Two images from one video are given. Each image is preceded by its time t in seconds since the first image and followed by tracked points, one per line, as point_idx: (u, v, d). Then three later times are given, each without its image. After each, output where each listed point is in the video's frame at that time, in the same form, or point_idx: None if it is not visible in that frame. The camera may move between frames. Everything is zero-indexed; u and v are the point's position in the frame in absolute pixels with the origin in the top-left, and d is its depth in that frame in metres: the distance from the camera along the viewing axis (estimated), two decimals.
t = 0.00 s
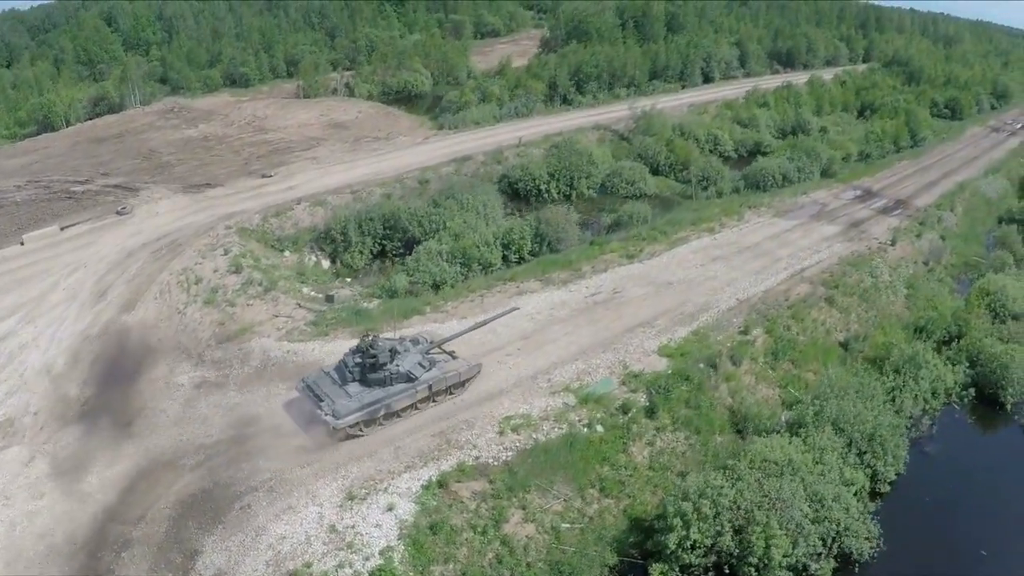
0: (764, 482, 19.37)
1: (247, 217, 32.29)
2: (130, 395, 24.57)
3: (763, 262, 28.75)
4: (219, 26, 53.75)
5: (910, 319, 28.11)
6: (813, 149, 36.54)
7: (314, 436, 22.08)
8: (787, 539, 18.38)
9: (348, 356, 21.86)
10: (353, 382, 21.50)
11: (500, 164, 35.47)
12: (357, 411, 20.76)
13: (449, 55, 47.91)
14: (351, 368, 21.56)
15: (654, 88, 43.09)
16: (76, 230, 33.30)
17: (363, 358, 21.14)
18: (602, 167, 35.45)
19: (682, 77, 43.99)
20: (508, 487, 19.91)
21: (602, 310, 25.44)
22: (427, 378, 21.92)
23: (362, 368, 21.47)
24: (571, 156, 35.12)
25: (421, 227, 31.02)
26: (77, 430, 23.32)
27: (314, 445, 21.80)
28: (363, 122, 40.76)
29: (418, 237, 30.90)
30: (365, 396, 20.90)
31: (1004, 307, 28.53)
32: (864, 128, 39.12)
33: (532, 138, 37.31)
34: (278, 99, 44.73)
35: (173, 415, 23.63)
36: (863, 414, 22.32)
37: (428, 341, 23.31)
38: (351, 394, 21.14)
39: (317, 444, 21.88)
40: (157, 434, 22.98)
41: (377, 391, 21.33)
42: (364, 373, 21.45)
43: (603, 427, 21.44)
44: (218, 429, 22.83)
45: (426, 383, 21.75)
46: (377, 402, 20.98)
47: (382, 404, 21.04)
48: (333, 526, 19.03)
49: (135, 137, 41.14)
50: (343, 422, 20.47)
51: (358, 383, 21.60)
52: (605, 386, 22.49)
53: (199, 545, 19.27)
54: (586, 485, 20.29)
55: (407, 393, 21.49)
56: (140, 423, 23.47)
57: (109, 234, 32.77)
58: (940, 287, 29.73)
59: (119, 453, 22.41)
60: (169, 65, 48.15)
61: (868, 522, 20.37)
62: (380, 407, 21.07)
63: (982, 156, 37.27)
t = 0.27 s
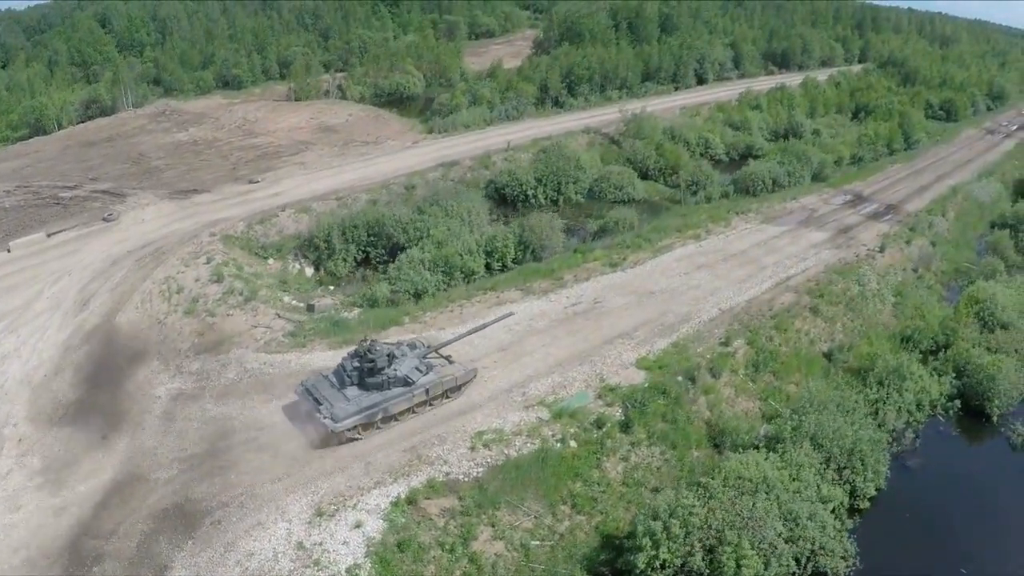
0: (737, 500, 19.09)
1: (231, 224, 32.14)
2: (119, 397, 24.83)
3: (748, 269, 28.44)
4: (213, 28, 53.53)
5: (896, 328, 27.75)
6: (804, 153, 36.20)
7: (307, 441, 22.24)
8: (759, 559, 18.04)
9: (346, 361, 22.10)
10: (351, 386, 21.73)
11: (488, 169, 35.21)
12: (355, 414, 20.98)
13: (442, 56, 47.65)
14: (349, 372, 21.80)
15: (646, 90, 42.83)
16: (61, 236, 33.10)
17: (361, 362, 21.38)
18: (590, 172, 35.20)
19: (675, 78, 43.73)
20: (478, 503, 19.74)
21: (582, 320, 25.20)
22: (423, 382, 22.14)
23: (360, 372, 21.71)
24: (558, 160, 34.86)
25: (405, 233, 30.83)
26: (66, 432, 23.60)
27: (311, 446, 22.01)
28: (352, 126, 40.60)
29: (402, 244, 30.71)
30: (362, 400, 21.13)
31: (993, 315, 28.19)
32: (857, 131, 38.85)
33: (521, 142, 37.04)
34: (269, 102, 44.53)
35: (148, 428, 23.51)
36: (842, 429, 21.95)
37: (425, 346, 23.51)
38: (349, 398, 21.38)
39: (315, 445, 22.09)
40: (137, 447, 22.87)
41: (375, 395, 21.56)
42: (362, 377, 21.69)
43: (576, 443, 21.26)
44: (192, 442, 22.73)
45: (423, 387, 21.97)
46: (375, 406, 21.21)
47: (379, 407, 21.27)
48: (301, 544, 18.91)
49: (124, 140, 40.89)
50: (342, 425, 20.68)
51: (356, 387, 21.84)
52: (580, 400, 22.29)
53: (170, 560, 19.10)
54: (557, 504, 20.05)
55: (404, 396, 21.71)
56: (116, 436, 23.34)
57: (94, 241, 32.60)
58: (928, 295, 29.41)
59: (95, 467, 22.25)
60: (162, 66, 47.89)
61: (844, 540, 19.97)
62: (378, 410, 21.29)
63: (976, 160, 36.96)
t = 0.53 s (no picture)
0: (711, 519, 18.86)
1: (216, 231, 32.06)
2: (109, 396, 25.17)
3: (733, 276, 28.15)
4: (208, 29, 53.36)
5: (883, 337, 27.41)
6: (795, 157, 35.91)
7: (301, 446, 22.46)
8: None
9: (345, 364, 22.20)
10: (348, 390, 21.84)
11: (476, 173, 34.96)
12: (352, 418, 21.11)
13: (435, 58, 47.42)
14: (346, 376, 21.89)
15: (639, 93, 42.69)
16: (48, 242, 32.95)
17: (359, 366, 21.47)
18: (578, 176, 34.94)
19: (668, 80, 43.52)
20: (449, 518, 19.60)
21: (562, 331, 24.98)
22: (420, 387, 22.23)
23: (358, 375, 21.80)
24: (547, 165, 34.62)
25: (391, 238, 30.57)
26: (57, 428, 23.98)
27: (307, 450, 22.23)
28: (342, 129, 40.43)
29: (387, 250, 30.49)
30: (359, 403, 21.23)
31: (982, 323, 27.83)
32: (850, 134, 38.72)
33: (510, 147, 36.81)
34: (261, 104, 44.37)
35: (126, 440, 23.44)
36: (822, 442, 21.65)
37: (421, 350, 23.59)
38: (347, 401, 21.48)
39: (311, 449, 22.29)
40: (115, 458, 22.69)
41: (372, 399, 21.67)
42: (359, 381, 21.80)
43: (551, 457, 21.08)
44: (168, 455, 22.65)
45: (419, 392, 22.05)
46: (372, 409, 21.32)
47: (376, 411, 21.38)
48: (271, 559, 18.79)
49: (115, 144, 40.70)
50: (339, 428, 20.78)
51: (353, 390, 21.95)
52: (556, 414, 22.12)
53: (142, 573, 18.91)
54: (529, 519, 19.86)
55: (401, 401, 21.80)
56: (94, 448, 23.16)
57: (81, 248, 32.46)
58: (917, 302, 29.08)
59: (72, 479, 22.08)
60: (156, 68, 47.72)
61: (822, 556, 19.66)
62: (374, 414, 21.40)
63: (970, 163, 36.57)
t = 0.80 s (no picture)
0: (683, 537, 18.62)
1: (200, 239, 31.90)
2: (97, 398, 25.01)
3: (717, 284, 27.84)
4: (202, 32, 53.24)
5: (868, 347, 27.09)
6: (784, 161, 35.56)
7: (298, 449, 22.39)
8: None
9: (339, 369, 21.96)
10: (343, 395, 21.59)
11: (463, 179, 34.71)
12: (347, 422, 20.84)
13: (428, 59, 47.25)
14: (340, 381, 21.68)
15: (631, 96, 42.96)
16: (33, 249, 32.62)
17: (354, 371, 21.24)
18: (566, 182, 34.71)
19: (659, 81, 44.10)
20: (419, 533, 19.39)
21: (541, 341, 24.77)
22: (413, 392, 22.10)
23: (352, 381, 21.58)
24: (535, 169, 34.39)
25: (375, 246, 30.37)
26: (43, 432, 23.61)
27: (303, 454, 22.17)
28: (332, 133, 40.26)
29: (371, 257, 30.28)
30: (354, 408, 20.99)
31: (970, 331, 27.51)
32: (840, 139, 38.65)
33: (498, 151, 36.57)
34: (253, 107, 44.19)
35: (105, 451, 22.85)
36: (799, 456, 21.34)
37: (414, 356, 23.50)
38: (341, 406, 21.23)
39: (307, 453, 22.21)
40: (91, 470, 22.14)
41: (365, 404, 21.44)
42: (353, 386, 21.58)
43: (524, 472, 20.91)
44: (144, 467, 22.20)
45: (412, 397, 21.93)
46: (367, 414, 21.08)
47: (370, 416, 21.15)
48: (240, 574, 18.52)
49: (106, 149, 40.44)
50: (333, 432, 20.52)
51: (347, 395, 21.72)
52: (531, 428, 21.95)
53: None
54: (501, 534, 19.60)
55: (394, 406, 21.65)
56: (73, 458, 22.62)
57: (67, 256, 32.18)
58: (905, 311, 28.75)
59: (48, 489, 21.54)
60: (148, 70, 47.51)
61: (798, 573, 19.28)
62: (368, 419, 21.16)
63: (961, 168, 36.37)
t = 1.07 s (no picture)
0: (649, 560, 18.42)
1: (184, 247, 31.74)
2: (81, 406, 24.96)
3: (700, 294, 27.55)
4: (195, 34, 53.12)
5: (852, 358, 26.75)
6: (774, 165, 35.25)
7: (294, 453, 22.55)
8: None
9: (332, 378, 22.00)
10: (337, 404, 21.65)
11: (449, 185, 34.46)
12: (341, 431, 20.92)
13: (419, 62, 47.10)
14: (333, 390, 21.72)
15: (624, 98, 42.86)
16: (19, 257, 32.34)
17: (346, 380, 21.26)
18: (552, 188, 34.42)
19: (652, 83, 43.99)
20: (386, 551, 19.18)
21: (518, 354, 24.60)
22: (405, 398, 22.18)
23: (345, 390, 21.61)
24: (521, 174, 34.13)
25: (358, 255, 30.21)
26: (20, 446, 23.36)
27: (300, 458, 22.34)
28: (320, 137, 40.10)
29: (353, 266, 30.11)
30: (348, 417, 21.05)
31: (957, 342, 27.14)
32: (832, 142, 38.42)
33: (486, 157, 36.34)
34: (243, 111, 44.05)
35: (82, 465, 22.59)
36: (774, 471, 20.97)
37: (406, 361, 23.56)
38: (335, 415, 21.29)
39: (303, 458, 22.38)
40: (66, 484, 21.89)
41: (359, 412, 21.51)
42: (346, 395, 21.62)
43: (493, 488, 20.71)
44: (118, 481, 21.93)
45: (405, 404, 22.02)
46: (361, 422, 21.16)
47: (364, 424, 21.23)
48: None
49: (95, 153, 40.15)
50: (329, 441, 20.57)
51: (341, 404, 21.78)
52: (502, 444, 21.78)
53: None
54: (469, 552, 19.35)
55: (387, 413, 21.73)
56: (49, 472, 22.37)
57: (52, 264, 31.91)
58: (891, 320, 28.41)
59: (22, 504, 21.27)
60: (141, 73, 47.36)
61: None
62: (362, 427, 21.24)
63: (952, 173, 36.13)
